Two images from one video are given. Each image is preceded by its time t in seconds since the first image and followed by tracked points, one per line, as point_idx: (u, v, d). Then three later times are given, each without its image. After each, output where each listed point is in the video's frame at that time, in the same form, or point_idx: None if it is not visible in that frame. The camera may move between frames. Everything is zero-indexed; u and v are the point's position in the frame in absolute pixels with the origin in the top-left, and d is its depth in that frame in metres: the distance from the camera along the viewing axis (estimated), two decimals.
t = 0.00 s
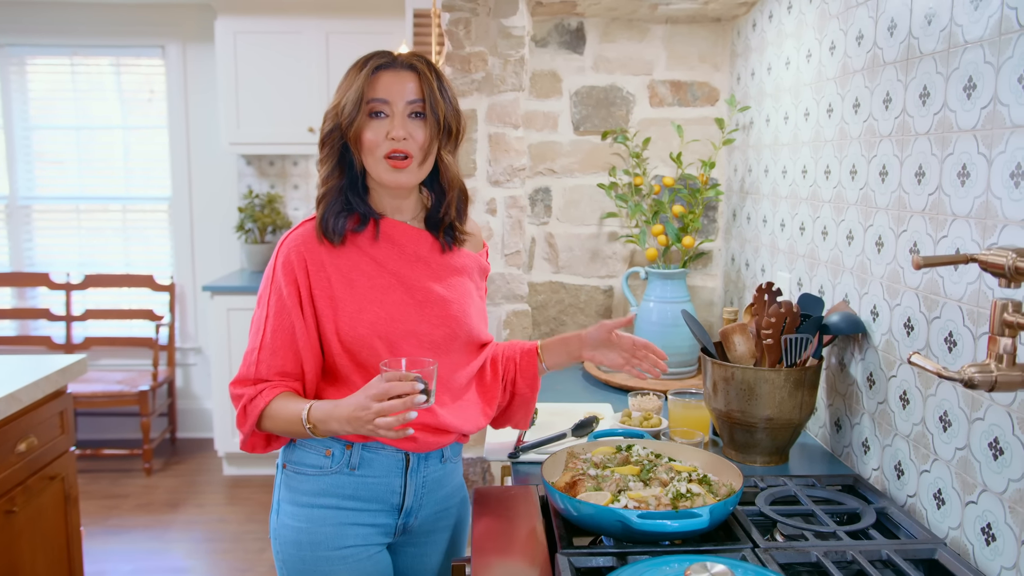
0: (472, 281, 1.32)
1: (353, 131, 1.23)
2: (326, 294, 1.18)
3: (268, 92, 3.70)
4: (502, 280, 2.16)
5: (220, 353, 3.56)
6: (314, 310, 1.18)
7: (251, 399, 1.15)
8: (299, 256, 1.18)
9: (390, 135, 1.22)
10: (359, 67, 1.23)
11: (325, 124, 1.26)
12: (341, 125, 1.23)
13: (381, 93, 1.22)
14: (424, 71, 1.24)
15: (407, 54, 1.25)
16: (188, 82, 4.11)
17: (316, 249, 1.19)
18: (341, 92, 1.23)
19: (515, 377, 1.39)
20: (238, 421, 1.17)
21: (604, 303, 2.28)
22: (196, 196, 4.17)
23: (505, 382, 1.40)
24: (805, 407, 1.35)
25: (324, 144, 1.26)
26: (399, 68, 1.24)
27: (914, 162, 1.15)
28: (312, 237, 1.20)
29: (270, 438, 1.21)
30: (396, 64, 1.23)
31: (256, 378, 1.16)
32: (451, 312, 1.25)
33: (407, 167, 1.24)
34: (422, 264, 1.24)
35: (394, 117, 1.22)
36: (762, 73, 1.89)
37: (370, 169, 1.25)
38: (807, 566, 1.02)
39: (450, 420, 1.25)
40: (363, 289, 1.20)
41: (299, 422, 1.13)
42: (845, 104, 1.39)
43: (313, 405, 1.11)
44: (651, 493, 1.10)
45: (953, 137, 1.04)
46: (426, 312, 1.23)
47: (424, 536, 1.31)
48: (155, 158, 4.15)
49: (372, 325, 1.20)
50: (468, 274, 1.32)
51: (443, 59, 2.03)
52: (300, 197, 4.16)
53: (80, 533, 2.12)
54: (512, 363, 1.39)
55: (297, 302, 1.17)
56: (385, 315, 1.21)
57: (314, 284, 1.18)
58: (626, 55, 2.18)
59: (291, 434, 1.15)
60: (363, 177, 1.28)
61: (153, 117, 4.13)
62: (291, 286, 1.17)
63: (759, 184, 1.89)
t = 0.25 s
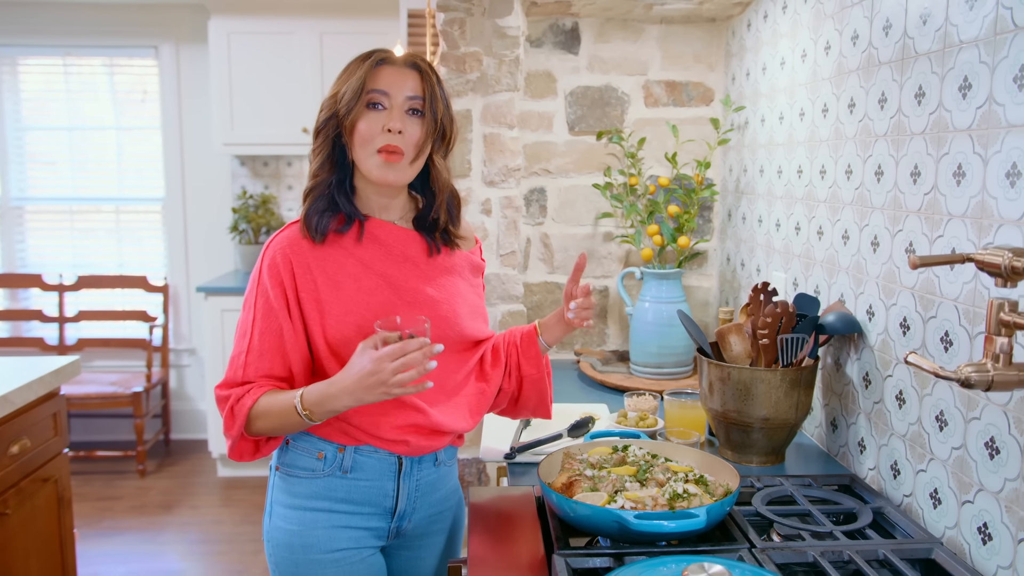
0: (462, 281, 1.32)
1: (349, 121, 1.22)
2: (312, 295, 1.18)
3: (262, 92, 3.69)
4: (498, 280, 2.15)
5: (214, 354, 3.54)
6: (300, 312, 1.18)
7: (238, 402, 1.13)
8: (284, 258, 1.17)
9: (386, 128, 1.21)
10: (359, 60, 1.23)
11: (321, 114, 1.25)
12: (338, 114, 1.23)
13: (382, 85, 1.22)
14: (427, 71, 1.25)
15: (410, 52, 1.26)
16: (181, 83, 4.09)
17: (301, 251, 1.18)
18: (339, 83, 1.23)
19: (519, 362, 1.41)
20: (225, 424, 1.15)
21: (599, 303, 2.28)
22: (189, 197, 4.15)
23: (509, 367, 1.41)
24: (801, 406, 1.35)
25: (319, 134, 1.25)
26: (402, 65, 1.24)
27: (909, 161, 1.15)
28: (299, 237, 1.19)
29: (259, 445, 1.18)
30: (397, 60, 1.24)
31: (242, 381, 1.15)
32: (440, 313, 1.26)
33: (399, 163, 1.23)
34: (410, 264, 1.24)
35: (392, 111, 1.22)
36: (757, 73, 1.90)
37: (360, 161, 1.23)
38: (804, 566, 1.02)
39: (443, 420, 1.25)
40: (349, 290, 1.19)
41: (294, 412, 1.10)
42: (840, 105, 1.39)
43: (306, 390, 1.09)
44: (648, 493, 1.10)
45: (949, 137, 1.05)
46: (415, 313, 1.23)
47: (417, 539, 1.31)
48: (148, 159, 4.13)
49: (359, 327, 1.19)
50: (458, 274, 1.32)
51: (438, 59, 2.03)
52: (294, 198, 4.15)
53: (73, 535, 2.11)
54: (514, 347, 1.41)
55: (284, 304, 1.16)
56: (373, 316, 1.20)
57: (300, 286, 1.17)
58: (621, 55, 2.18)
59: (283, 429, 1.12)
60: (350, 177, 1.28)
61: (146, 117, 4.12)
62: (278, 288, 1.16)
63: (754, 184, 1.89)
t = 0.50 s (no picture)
0: (461, 284, 1.31)
1: (344, 118, 1.21)
2: (310, 296, 1.17)
3: (259, 92, 3.68)
4: (495, 280, 2.15)
5: (211, 355, 3.53)
6: (297, 312, 1.17)
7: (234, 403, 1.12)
8: (281, 258, 1.16)
9: (383, 123, 1.21)
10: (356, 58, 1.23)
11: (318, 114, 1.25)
12: (334, 112, 1.22)
13: (378, 81, 1.22)
14: (423, 67, 1.25)
15: (406, 49, 1.26)
16: (178, 83, 4.08)
17: (298, 251, 1.17)
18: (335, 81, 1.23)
19: (514, 359, 1.39)
20: (219, 425, 1.13)
21: (597, 303, 2.28)
22: (186, 197, 4.14)
23: (505, 366, 1.39)
24: (800, 407, 1.35)
25: (317, 134, 1.25)
26: (398, 61, 1.24)
27: (909, 161, 1.15)
28: (296, 237, 1.18)
29: (255, 449, 1.15)
30: (394, 58, 1.24)
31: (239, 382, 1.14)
32: (438, 316, 1.25)
33: (398, 158, 1.22)
34: (408, 266, 1.24)
35: (388, 106, 1.22)
36: (755, 73, 1.89)
37: (356, 158, 1.22)
38: (804, 567, 1.01)
39: (441, 424, 1.24)
40: (347, 291, 1.19)
41: (282, 412, 1.08)
42: (839, 104, 1.39)
43: (294, 390, 1.06)
44: (648, 494, 1.10)
45: (948, 136, 1.04)
46: (413, 316, 1.23)
47: (413, 542, 1.30)
48: (144, 160, 4.12)
49: (356, 329, 1.19)
50: (457, 276, 1.31)
51: (435, 59, 2.02)
52: (291, 198, 4.14)
53: (70, 537, 2.10)
54: (509, 345, 1.39)
55: (280, 304, 1.15)
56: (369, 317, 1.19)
57: (297, 286, 1.16)
58: (619, 55, 2.18)
59: (274, 430, 1.09)
60: (348, 177, 1.27)
61: (142, 117, 4.10)
62: (275, 288, 1.15)
63: (753, 183, 1.89)
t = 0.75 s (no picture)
0: (463, 285, 1.31)
1: (344, 117, 1.21)
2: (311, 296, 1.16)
3: (260, 93, 3.68)
4: (498, 281, 2.14)
5: (213, 355, 3.53)
6: (298, 314, 1.17)
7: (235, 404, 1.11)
8: (283, 258, 1.16)
9: (382, 122, 1.20)
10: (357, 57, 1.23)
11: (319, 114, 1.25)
12: (334, 112, 1.22)
13: (378, 81, 1.21)
14: (425, 66, 1.25)
15: (407, 48, 1.25)
16: (179, 85, 4.08)
17: (300, 251, 1.17)
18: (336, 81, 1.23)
19: (525, 359, 1.41)
20: (223, 427, 1.12)
21: (600, 303, 2.27)
22: (187, 198, 4.14)
23: (515, 365, 1.40)
24: (805, 406, 1.34)
25: (317, 133, 1.25)
26: (399, 60, 1.24)
27: (914, 159, 1.14)
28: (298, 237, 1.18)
29: (265, 451, 1.13)
30: (395, 57, 1.23)
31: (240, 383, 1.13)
32: (440, 317, 1.24)
33: (398, 155, 1.21)
34: (410, 267, 1.24)
35: (388, 105, 1.21)
36: (758, 72, 1.89)
37: (356, 158, 1.22)
38: (810, 568, 1.01)
39: (442, 427, 1.24)
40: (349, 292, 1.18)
41: (280, 401, 1.05)
42: (843, 103, 1.38)
43: (287, 377, 1.03)
44: (653, 495, 1.09)
45: (954, 134, 1.04)
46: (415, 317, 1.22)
47: (414, 545, 1.29)
48: (146, 161, 4.12)
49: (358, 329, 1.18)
50: (460, 277, 1.30)
51: (437, 59, 2.02)
52: (293, 198, 4.14)
53: (73, 539, 2.10)
54: (519, 345, 1.40)
55: (282, 305, 1.15)
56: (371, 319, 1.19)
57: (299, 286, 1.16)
58: (621, 54, 2.17)
59: (279, 421, 1.07)
60: (349, 176, 1.27)
61: (143, 118, 4.10)
62: (277, 289, 1.15)
63: (756, 182, 1.88)
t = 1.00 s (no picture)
0: (466, 286, 1.30)
1: (346, 120, 1.21)
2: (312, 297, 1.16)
3: (264, 93, 3.68)
4: (502, 280, 2.13)
5: (217, 356, 3.53)
6: (298, 314, 1.16)
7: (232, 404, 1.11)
8: (283, 258, 1.16)
9: (384, 126, 1.20)
10: (358, 58, 1.22)
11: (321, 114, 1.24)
12: (336, 115, 1.22)
13: (380, 83, 1.21)
14: (427, 67, 1.24)
15: (409, 48, 1.25)
16: (182, 86, 4.08)
17: (301, 251, 1.17)
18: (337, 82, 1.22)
19: (526, 375, 1.38)
20: (224, 427, 1.12)
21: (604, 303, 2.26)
22: (191, 199, 4.15)
23: (517, 380, 1.38)
24: (811, 406, 1.33)
25: (319, 134, 1.24)
26: (401, 61, 1.23)
27: (921, 157, 1.14)
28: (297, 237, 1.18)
29: (264, 451, 1.13)
30: (397, 58, 1.23)
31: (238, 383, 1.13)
32: (442, 318, 1.23)
33: (399, 161, 1.21)
34: (412, 267, 1.23)
35: (391, 109, 1.21)
36: (762, 70, 1.88)
37: (358, 160, 1.22)
38: (818, 568, 1.00)
39: (443, 429, 1.23)
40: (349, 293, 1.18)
41: (270, 410, 1.06)
42: (848, 100, 1.37)
43: (277, 388, 1.04)
44: (659, 495, 1.09)
45: (961, 132, 1.03)
46: (417, 318, 1.22)
47: (416, 549, 1.29)
48: (150, 162, 4.13)
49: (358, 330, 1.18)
50: (462, 278, 1.30)
51: (441, 58, 2.01)
52: (296, 199, 4.14)
53: (78, 540, 2.10)
54: (524, 361, 1.39)
55: (281, 306, 1.15)
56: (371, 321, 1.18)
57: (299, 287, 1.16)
58: (625, 53, 2.17)
59: (274, 429, 1.08)
60: (351, 176, 1.26)
61: (147, 119, 4.11)
62: (277, 289, 1.15)
63: (761, 181, 1.88)
